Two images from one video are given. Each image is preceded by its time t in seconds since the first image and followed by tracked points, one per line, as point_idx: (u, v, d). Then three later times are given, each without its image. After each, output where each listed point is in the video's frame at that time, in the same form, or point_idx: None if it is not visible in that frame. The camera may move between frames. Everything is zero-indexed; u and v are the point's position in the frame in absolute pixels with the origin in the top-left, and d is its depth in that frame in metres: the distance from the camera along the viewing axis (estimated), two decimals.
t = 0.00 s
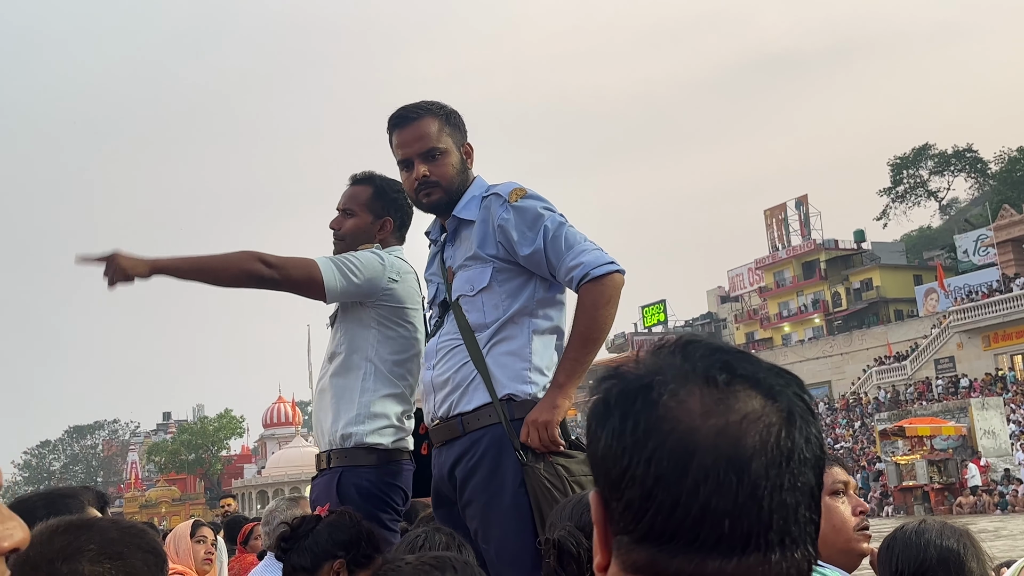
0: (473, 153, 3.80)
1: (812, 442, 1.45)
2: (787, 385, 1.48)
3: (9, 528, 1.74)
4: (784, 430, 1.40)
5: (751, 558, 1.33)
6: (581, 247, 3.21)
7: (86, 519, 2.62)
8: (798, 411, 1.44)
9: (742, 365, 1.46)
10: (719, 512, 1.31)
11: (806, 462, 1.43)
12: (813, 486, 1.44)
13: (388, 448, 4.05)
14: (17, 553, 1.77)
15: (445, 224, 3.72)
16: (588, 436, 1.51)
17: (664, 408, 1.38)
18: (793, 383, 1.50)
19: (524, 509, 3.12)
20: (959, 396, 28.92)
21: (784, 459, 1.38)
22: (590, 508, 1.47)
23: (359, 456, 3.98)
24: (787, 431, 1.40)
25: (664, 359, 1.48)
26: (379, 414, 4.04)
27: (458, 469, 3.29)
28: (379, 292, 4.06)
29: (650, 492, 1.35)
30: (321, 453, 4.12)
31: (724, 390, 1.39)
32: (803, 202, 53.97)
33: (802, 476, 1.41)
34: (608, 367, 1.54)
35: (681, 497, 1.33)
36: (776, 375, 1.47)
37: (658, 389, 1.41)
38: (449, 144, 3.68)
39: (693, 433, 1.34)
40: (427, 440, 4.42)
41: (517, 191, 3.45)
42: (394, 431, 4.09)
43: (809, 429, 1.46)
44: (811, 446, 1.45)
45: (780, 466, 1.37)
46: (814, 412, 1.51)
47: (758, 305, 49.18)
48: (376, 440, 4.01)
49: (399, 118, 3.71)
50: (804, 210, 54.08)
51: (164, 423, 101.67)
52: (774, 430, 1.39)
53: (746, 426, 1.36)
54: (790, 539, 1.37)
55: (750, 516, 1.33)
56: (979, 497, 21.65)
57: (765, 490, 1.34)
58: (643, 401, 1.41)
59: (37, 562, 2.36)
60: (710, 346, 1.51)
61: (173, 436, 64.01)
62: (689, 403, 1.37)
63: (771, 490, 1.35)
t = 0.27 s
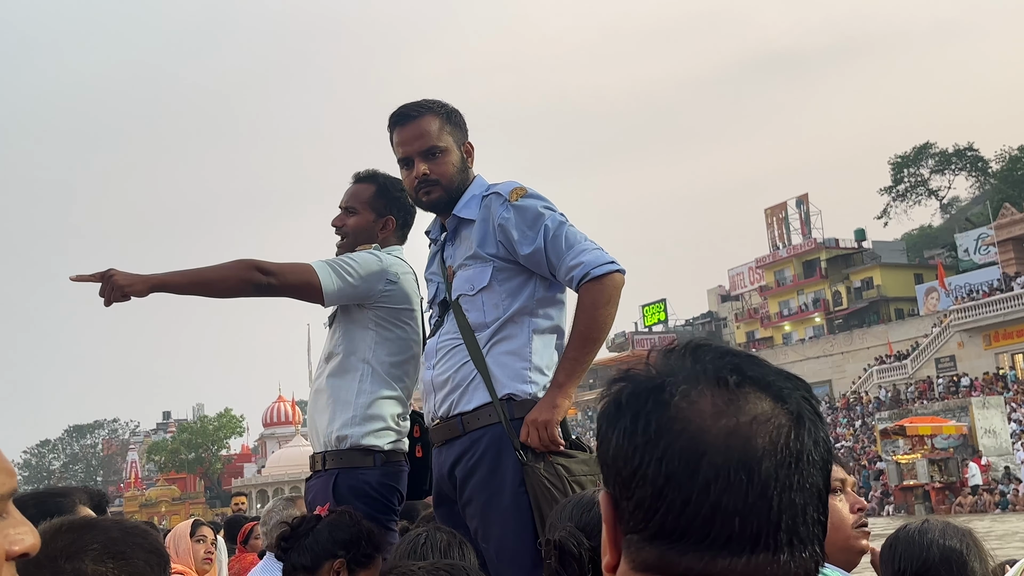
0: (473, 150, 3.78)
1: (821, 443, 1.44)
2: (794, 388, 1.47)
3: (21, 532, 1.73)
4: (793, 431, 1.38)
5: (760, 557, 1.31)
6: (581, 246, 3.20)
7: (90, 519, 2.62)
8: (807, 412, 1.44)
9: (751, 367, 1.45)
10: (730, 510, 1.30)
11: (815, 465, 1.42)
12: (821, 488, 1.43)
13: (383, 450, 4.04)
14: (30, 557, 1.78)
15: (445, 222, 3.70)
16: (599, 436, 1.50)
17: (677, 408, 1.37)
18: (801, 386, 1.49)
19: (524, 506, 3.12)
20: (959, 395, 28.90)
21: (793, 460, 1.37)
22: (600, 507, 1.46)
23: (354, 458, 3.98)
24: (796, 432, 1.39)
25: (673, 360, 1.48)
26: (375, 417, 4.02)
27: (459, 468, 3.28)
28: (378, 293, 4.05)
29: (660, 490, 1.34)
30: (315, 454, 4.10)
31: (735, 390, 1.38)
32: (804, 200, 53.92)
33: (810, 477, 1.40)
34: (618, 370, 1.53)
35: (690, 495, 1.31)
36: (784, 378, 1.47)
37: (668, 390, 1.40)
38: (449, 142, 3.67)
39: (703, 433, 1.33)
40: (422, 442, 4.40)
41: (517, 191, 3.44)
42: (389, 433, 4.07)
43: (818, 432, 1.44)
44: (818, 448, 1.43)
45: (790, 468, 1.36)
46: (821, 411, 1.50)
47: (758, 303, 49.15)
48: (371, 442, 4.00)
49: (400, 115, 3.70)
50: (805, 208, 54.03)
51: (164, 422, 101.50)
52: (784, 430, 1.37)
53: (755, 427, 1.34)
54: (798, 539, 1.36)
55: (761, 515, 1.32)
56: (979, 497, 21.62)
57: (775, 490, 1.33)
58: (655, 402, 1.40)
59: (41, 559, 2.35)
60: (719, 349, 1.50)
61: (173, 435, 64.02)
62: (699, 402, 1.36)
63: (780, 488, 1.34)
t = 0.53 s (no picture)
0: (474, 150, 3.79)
1: (823, 442, 1.44)
2: (798, 386, 1.47)
3: (18, 536, 1.73)
4: (796, 430, 1.39)
5: (763, 557, 1.31)
6: (581, 244, 3.20)
7: (94, 518, 2.62)
8: (809, 412, 1.44)
9: (754, 366, 1.45)
10: (732, 510, 1.31)
11: (817, 464, 1.42)
12: (824, 485, 1.43)
13: (382, 451, 4.05)
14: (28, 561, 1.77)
15: (445, 221, 3.70)
16: (601, 436, 1.50)
17: (678, 408, 1.37)
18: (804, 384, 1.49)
19: (527, 504, 3.12)
20: (960, 394, 28.90)
21: (796, 459, 1.37)
22: (602, 507, 1.46)
23: (354, 459, 3.98)
24: (799, 430, 1.39)
25: (676, 359, 1.48)
26: (374, 417, 4.02)
27: (461, 467, 3.28)
28: (379, 294, 4.05)
29: (663, 489, 1.34)
30: (313, 454, 4.09)
31: (738, 389, 1.38)
32: (804, 200, 53.92)
33: (813, 476, 1.40)
34: (621, 369, 1.53)
35: (692, 493, 1.32)
36: (786, 377, 1.47)
37: (670, 389, 1.41)
38: (451, 142, 3.67)
39: (706, 431, 1.33)
40: (420, 443, 4.40)
41: (517, 190, 3.44)
42: (388, 434, 4.08)
43: (821, 430, 1.44)
44: (819, 448, 1.44)
45: (792, 468, 1.36)
46: (824, 410, 1.51)
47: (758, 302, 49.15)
48: (370, 443, 4.00)
49: (401, 114, 3.70)
50: (806, 208, 54.02)
51: (164, 420, 101.54)
52: (786, 429, 1.38)
53: (758, 426, 1.35)
54: (801, 538, 1.36)
55: (762, 515, 1.32)
56: (979, 496, 21.63)
57: (778, 489, 1.34)
58: (657, 400, 1.41)
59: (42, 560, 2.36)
60: (722, 347, 1.50)
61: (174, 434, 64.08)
62: (701, 402, 1.37)
63: (783, 487, 1.34)
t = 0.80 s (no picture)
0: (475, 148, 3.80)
1: (824, 439, 1.45)
2: (799, 382, 1.47)
3: (20, 530, 1.74)
4: (797, 426, 1.39)
5: (763, 557, 1.32)
6: (580, 241, 3.20)
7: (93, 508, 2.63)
8: (809, 409, 1.44)
9: (755, 362, 1.45)
10: (732, 509, 1.31)
11: (819, 460, 1.42)
12: (824, 483, 1.44)
13: (379, 452, 4.05)
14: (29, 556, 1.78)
15: (445, 219, 3.71)
16: (600, 433, 1.50)
17: (677, 403, 1.38)
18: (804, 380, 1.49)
19: (529, 502, 3.13)
20: (961, 393, 28.92)
21: (797, 458, 1.37)
22: (601, 506, 1.47)
23: (352, 459, 3.99)
24: (800, 428, 1.39)
25: (676, 355, 1.48)
26: (371, 418, 4.02)
27: (461, 466, 3.28)
28: (380, 295, 4.05)
29: (662, 487, 1.35)
30: (309, 454, 4.10)
31: (738, 387, 1.38)
32: (805, 199, 53.95)
33: (814, 473, 1.40)
34: (621, 365, 1.53)
35: (692, 490, 1.32)
36: (787, 373, 1.48)
37: (670, 385, 1.41)
38: (453, 140, 3.69)
39: (705, 427, 1.34)
40: (416, 444, 4.40)
41: (516, 187, 3.45)
42: (384, 436, 4.08)
43: (820, 428, 1.44)
44: (821, 445, 1.44)
45: (794, 465, 1.37)
46: (826, 408, 1.51)
47: (759, 301, 49.16)
48: (367, 443, 4.00)
49: (405, 110, 3.71)
50: (806, 207, 54.04)
51: (164, 419, 101.56)
52: (786, 426, 1.38)
53: (758, 424, 1.35)
54: (802, 538, 1.37)
55: (763, 514, 1.33)
56: (980, 494, 21.64)
57: (778, 488, 1.34)
58: (656, 397, 1.41)
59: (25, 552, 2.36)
60: (721, 342, 1.51)
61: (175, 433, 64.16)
62: (702, 398, 1.37)
63: (784, 486, 1.35)
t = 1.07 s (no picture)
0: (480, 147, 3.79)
1: (828, 435, 1.44)
2: (802, 378, 1.47)
3: (30, 526, 1.74)
4: (802, 421, 1.39)
5: (767, 555, 1.32)
6: (581, 237, 3.20)
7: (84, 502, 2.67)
8: (814, 405, 1.43)
9: (759, 356, 1.45)
10: (736, 506, 1.31)
11: (822, 455, 1.42)
12: (830, 480, 1.43)
13: (374, 449, 4.03)
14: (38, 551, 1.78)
15: (447, 216, 3.71)
16: (602, 429, 1.50)
17: (680, 399, 1.37)
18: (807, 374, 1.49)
19: (528, 499, 3.13)
20: (962, 392, 28.92)
21: (801, 453, 1.37)
22: (602, 501, 1.47)
23: (350, 456, 3.99)
24: (805, 423, 1.39)
25: (678, 349, 1.48)
26: (365, 414, 4.02)
27: (461, 464, 3.28)
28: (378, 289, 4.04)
29: (664, 484, 1.34)
30: (305, 453, 4.10)
31: (741, 381, 1.38)
32: (806, 198, 53.95)
33: (819, 469, 1.40)
34: (623, 359, 1.53)
35: (694, 486, 1.32)
36: (791, 367, 1.47)
37: (672, 380, 1.41)
38: (459, 137, 3.68)
39: (707, 423, 1.34)
40: (414, 442, 4.40)
41: (518, 185, 3.45)
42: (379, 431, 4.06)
43: (825, 424, 1.44)
44: (824, 441, 1.43)
45: (798, 461, 1.36)
46: (830, 405, 1.50)
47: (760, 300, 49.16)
48: (361, 439, 4.00)
49: (414, 103, 3.70)
50: (807, 205, 54.02)
51: (165, 417, 101.62)
52: (792, 421, 1.37)
53: (762, 419, 1.35)
54: (806, 535, 1.36)
55: (767, 510, 1.32)
56: (981, 493, 21.61)
57: (782, 483, 1.34)
58: (657, 392, 1.41)
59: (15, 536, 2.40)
60: (726, 337, 1.50)
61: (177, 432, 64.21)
62: (704, 394, 1.37)
63: (787, 481, 1.35)
